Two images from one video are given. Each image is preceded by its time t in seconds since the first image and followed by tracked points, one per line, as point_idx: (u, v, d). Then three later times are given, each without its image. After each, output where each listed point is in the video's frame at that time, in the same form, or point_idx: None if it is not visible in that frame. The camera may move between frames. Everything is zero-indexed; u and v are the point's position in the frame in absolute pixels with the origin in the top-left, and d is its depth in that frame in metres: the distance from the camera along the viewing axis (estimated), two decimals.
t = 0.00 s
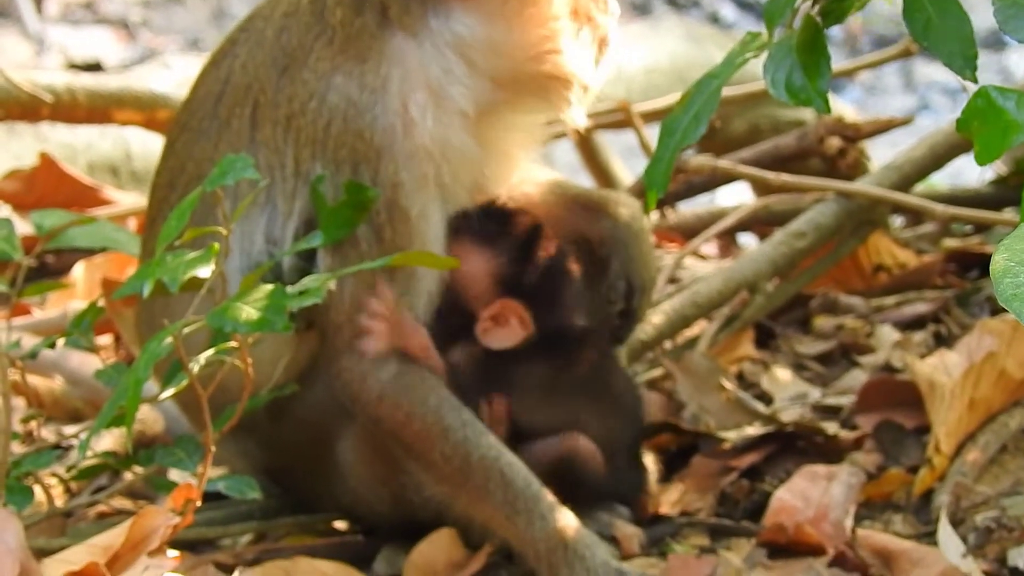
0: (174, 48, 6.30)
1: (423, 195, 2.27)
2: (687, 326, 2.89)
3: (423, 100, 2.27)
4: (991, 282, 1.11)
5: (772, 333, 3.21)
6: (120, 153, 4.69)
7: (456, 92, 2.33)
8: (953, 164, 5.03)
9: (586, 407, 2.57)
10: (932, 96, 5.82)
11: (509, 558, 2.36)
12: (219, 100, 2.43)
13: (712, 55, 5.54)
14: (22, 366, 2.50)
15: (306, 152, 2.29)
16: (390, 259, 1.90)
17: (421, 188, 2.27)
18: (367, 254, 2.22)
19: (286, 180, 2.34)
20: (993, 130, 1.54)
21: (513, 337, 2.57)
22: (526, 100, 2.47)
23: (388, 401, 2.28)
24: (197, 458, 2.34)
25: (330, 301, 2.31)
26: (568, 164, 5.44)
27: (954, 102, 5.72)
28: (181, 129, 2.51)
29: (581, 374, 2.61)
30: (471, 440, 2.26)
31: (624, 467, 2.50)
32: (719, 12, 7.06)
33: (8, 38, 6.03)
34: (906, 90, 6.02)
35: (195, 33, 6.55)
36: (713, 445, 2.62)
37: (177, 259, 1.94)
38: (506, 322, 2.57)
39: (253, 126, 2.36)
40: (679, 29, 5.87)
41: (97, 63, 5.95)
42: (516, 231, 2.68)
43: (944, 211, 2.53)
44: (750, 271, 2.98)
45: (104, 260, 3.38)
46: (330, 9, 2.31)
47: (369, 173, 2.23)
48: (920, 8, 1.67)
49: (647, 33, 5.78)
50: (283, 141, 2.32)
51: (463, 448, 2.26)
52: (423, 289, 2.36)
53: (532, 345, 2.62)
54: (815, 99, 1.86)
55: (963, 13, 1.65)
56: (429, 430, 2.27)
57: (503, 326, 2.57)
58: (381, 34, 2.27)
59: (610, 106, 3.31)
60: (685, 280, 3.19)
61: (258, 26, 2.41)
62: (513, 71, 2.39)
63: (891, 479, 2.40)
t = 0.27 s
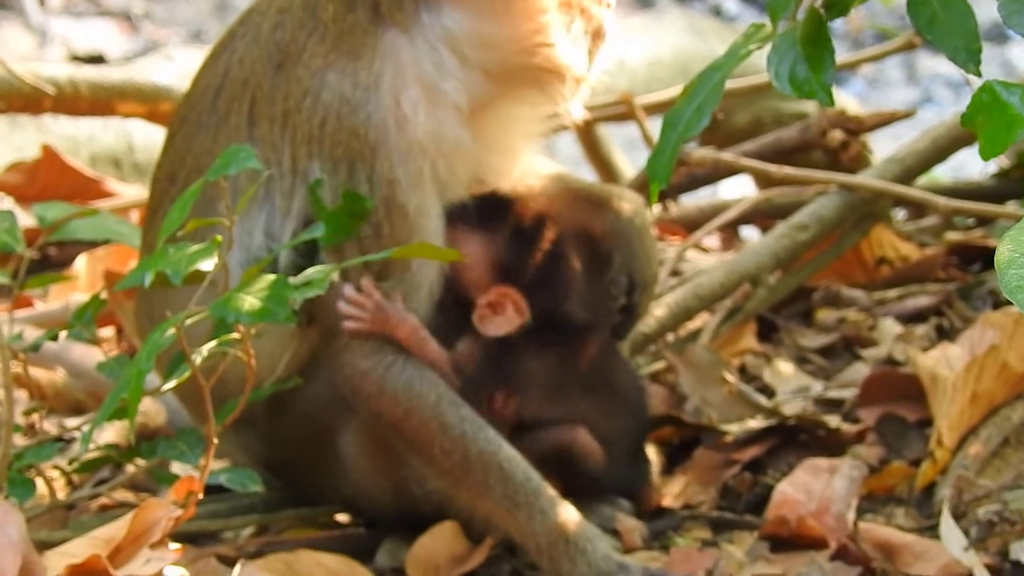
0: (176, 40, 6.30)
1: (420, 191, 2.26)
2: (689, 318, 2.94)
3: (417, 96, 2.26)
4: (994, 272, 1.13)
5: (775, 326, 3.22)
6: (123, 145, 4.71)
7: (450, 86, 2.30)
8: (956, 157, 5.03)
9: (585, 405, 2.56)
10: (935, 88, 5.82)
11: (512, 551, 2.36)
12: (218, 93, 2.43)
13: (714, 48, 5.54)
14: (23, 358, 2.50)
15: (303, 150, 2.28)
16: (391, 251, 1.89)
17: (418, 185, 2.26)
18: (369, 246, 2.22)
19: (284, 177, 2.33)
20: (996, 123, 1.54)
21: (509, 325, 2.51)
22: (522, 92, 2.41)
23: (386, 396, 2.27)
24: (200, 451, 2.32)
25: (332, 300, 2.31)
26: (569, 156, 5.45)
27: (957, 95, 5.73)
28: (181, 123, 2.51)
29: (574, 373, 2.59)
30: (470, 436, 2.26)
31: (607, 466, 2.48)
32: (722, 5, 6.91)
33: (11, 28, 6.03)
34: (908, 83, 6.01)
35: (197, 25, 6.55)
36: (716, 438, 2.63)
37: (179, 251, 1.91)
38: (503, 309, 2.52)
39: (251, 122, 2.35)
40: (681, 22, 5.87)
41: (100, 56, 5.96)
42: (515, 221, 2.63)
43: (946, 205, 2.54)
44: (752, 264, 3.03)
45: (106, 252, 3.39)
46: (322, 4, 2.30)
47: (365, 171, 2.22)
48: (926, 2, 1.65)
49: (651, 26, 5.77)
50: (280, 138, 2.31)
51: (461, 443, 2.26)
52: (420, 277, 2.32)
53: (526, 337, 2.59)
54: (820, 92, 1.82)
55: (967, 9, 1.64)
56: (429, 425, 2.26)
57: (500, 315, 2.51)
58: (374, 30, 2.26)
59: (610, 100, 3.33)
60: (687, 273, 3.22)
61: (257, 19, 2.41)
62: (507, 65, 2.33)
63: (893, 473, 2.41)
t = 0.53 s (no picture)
0: (178, 37, 6.30)
1: (421, 185, 2.28)
2: (692, 315, 2.94)
3: (417, 91, 2.27)
4: (996, 270, 1.17)
5: (777, 323, 3.23)
6: (126, 142, 4.71)
7: (451, 81, 2.30)
8: (958, 155, 5.03)
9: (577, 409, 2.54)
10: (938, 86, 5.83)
11: (514, 548, 2.36)
12: (220, 90, 2.43)
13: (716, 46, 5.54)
14: (26, 355, 2.50)
15: (304, 146, 2.29)
16: (393, 248, 1.88)
17: (419, 178, 2.27)
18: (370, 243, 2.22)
19: (286, 173, 2.33)
20: (997, 118, 1.53)
21: (484, 341, 2.60)
22: (521, 85, 2.39)
23: (389, 393, 2.27)
24: (202, 448, 2.30)
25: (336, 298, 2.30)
26: (571, 152, 5.45)
27: (959, 92, 5.73)
28: (183, 119, 2.52)
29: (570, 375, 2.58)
30: (473, 432, 2.27)
31: (624, 458, 2.44)
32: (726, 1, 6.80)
33: (14, 27, 6.05)
34: (911, 81, 6.01)
35: (200, 23, 6.54)
36: (718, 435, 2.63)
37: (182, 248, 1.90)
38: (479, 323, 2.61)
39: (253, 118, 2.35)
40: (684, 19, 5.87)
41: (102, 53, 5.96)
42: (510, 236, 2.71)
43: (948, 200, 2.54)
44: (754, 260, 3.02)
45: (108, 249, 3.39)
46: None
47: (366, 164, 2.23)
48: None
49: (653, 23, 5.77)
50: (281, 134, 2.31)
51: (465, 440, 2.26)
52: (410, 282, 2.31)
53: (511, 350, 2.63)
54: (825, 88, 1.82)
55: (971, 4, 1.62)
56: (432, 422, 2.27)
57: (478, 327, 2.61)
58: (374, 25, 2.26)
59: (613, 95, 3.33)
60: (690, 269, 3.22)
61: (258, 16, 2.40)
62: (507, 58, 2.31)
63: (896, 470, 2.40)
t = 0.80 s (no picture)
0: (181, 34, 6.31)
1: (419, 185, 2.26)
2: (694, 312, 2.96)
3: (418, 89, 2.26)
4: (999, 268, 1.16)
5: (779, 321, 3.24)
6: (128, 139, 4.71)
7: (451, 79, 2.31)
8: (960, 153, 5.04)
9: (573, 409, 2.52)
10: (940, 84, 5.84)
11: (516, 545, 2.34)
12: (222, 88, 2.42)
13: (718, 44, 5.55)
14: (28, 352, 2.49)
15: (306, 146, 2.28)
16: (395, 245, 1.87)
17: (419, 179, 2.26)
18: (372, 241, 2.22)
19: (288, 172, 2.33)
20: (1001, 119, 1.51)
21: (500, 338, 2.60)
22: (522, 81, 2.43)
23: (390, 391, 2.28)
24: (204, 445, 2.30)
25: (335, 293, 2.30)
26: (575, 150, 5.44)
27: (962, 90, 5.74)
28: (185, 116, 2.51)
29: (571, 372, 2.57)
30: (474, 430, 2.27)
31: (628, 460, 2.44)
32: None
33: (16, 26, 6.07)
34: (913, 78, 6.02)
35: (203, 20, 6.54)
36: (721, 432, 2.63)
37: (183, 245, 1.90)
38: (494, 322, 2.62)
39: (254, 117, 2.35)
40: (686, 17, 5.87)
41: (105, 50, 5.97)
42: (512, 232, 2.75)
43: (951, 199, 2.54)
44: (756, 258, 3.02)
45: (111, 246, 3.40)
46: None
47: (366, 163, 2.23)
48: None
49: (655, 20, 5.77)
50: (283, 133, 2.31)
51: (465, 437, 2.26)
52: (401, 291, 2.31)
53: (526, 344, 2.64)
54: (823, 84, 1.79)
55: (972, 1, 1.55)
56: (433, 420, 2.27)
57: (491, 326, 2.61)
58: (375, 23, 2.25)
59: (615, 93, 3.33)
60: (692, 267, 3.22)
61: (258, 15, 2.40)
62: (509, 55, 2.35)
63: (898, 467, 2.40)
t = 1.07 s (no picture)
0: (184, 32, 6.31)
1: (421, 194, 2.28)
2: (696, 311, 2.95)
3: (419, 92, 2.26)
4: (1003, 266, 1.17)
5: (782, 320, 3.24)
6: (131, 137, 4.72)
7: (453, 80, 2.30)
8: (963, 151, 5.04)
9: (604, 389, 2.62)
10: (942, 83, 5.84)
11: (518, 543, 2.33)
12: (221, 90, 2.42)
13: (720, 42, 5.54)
14: (30, 351, 2.49)
15: (309, 150, 2.29)
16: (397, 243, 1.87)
17: (420, 187, 2.27)
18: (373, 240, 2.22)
19: (290, 174, 2.34)
20: (1006, 121, 1.49)
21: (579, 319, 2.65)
22: (522, 78, 2.39)
23: (391, 390, 2.28)
24: (206, 444, 2.30)
25: (340, 294, 2.29)
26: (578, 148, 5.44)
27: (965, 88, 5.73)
28: (185, 115, 2.51)
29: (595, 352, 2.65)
30: (475, 429, 2.27)
31: (625, 442, 2.54)
32: None
33: (18, 24, 6.07)
34: (915, 77, 6.02)
35: (205, 19, 6.53)
36: (723, 431, 2.63)
37: (185, 244, 1.89)
38: (571, 304, 2.65)
39: (256, 119, 2.35)
40: (688, 16, 5.87)
41: (107, 49, 5.97)
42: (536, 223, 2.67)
43: (953, 198, 2.53)
44: (758, 258, 3.02)
45: (112, 245, 3.41)
46: None
47: (369, 168, 2.24)
48: None
49: (657, 19, 5.77)
50: (285, 136, 2.31)
51: (467, 437, 2.26)
52: (400, 297, 2.30)
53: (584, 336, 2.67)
54: (829, 83, 1.78)
55: None
56: (434, 419, 2.27)
57: (568, 309, 2.65)
58: (376, 25, 2.25)
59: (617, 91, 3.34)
60: (693, 267, 3.23)
61: (257, 15, 2.39)
62: (510, 52, 2.32)
63: (900, 467, 2.39)
